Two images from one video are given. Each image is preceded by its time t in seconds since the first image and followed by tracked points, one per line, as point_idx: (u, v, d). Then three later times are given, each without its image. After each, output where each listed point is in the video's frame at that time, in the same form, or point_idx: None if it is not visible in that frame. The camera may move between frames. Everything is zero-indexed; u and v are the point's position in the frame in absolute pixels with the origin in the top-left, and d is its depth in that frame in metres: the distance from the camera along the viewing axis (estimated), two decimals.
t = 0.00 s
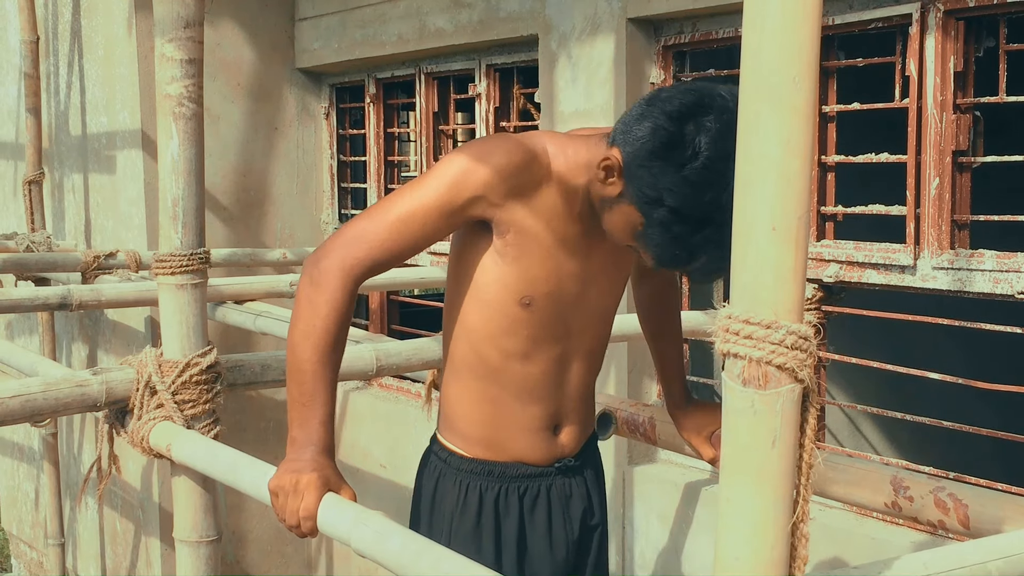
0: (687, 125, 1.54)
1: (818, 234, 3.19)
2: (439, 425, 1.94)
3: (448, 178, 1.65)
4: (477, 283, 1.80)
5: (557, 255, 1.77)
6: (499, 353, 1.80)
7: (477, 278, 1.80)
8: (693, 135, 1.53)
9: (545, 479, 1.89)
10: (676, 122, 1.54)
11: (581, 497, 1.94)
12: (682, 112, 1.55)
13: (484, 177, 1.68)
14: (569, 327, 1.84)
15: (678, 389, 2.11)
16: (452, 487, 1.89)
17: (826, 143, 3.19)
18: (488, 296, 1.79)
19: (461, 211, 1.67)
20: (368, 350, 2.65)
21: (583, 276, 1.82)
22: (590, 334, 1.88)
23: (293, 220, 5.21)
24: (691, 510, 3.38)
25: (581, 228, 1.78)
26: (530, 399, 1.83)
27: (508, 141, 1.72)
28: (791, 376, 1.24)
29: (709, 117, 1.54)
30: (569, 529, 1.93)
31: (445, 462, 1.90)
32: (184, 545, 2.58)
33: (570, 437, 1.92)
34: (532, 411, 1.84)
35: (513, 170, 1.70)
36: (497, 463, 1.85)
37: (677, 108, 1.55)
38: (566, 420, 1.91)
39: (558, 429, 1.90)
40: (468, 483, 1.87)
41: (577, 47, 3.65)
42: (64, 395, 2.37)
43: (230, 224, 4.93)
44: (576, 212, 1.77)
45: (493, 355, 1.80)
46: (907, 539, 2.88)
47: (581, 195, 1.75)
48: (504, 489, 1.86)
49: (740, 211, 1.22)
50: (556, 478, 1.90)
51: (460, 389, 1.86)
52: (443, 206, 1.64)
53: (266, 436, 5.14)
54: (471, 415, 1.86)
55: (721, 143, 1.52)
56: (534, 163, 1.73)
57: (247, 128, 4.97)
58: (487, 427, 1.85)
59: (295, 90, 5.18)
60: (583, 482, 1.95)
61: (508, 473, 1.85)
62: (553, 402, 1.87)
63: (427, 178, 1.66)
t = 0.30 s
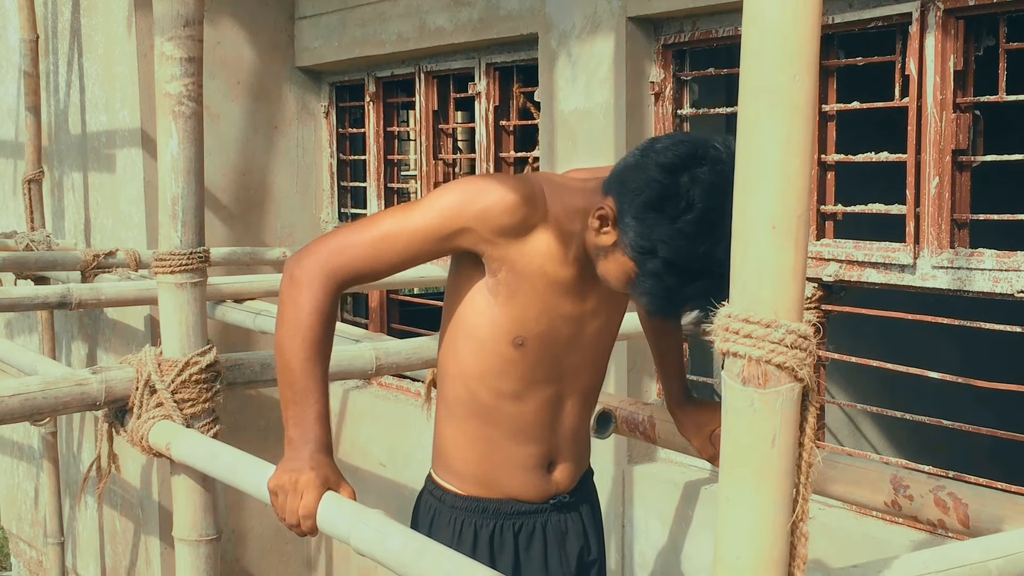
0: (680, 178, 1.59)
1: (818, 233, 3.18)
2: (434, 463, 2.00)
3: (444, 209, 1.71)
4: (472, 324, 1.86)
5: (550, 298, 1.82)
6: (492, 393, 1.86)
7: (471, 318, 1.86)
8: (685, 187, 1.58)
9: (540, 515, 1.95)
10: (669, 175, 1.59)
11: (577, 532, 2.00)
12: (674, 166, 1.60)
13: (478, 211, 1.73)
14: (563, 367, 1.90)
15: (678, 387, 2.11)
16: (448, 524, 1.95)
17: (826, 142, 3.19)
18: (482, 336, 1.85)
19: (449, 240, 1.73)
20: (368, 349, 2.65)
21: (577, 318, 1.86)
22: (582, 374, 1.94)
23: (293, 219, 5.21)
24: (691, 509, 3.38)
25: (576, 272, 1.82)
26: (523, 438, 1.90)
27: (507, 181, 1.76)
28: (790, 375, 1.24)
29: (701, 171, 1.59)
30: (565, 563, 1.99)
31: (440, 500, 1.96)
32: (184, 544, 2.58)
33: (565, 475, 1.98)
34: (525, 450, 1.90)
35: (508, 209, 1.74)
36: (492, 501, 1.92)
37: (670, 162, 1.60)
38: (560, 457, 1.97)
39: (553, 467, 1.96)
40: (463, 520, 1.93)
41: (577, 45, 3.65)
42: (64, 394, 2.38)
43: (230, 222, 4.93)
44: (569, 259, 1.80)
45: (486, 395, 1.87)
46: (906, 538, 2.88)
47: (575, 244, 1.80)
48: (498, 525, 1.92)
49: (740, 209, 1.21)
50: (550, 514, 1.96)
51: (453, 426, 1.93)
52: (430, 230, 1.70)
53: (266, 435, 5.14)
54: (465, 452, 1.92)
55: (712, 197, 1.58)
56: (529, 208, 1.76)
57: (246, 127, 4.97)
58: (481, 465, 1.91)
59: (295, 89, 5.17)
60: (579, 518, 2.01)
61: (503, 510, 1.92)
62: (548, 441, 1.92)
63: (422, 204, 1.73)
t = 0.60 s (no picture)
0: (677, 205, 1.58)
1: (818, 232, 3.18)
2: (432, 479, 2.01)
3: (442, 223, 1.72)
4: (470, 342, 1.86)
5: (548, 316, 1.82)
6: (491, 411, 1.87)
7: (469, 336, 1.86)
8: (681, 214, 1.57)
9: (538, 531, 1.96)
10: (665, 202, 1.58)
11: (575, 548, 2.02)
12: (671, 193, 1.59)
13: (477, 226, 1.73)
14: (561, 385, 1.90)
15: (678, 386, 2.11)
16: (446, 540, 1.96)
17: (826, 141, 3.19)
18: (480, 354, 1.85)
19: (446, 253, 1.73)
20: (368, 348, 2.65)
21: (575, 336, 1.87)
22: (579, 391, 1.94)
23: (293, 218, 5.21)
24: (690, 508, 3.38)
25: (574, 290, 1.82)
26: (520, 456, 1.91)
27: (509, 197, 1.76)
28: (790, 374, 1.24)
29: (696, 197, 1.59)
30: None
31: (438, 517, 1.97)
32: (183, 543, 2.58)
33: (563, 491, 1.99)
34: (523, 468, 1.92)
35: (507, 227, 1.74)
36: (490, 517, 1.93)
37: (665, 189, 1.59)
38: (558, 474, 1.98)
39: (551, 483, 1.97)
40: (461, 536, 1.94)
41: (577, 45, 3.65)
42: (63, 393, 2.38)
43: (230, 222, 4.93)
44: (567, 279, 1.80)
45: (484, 413, 1.88)
46: (906, 537, 2.88)
47: (573, 263, 1.78)
48: (497, 542, 1.93)
49: (739, 209, 1.21)
50: (549, 531, 1.98)
51: (451, 444, 1.94)
52: (427, 241, 1.71)
53: (266, 434, 5.14)
54: (463, 469, 1.93)
55: (708, 226, 1.57)
56: (529, 226, 1.76)
57: (246, 126, 4.97)
58: (479, 482, 1.92)
59: (295, 88, 5.17)
60: (577, 534, 2.03)
61: (501, 526, 1.93)
62: (546, 458, 1.94)
63: (421, 215, 1.74)
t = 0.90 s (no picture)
0: (675, 229, 1.58)
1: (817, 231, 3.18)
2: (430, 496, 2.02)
3: (442, 236, 1.73)
4: (469, 359, 1.87)
5: (547, 336, 1.82)
6: (489, 428, 1.88)
7: (468, 353, 1.87)
8: (680, 238, 1.57)
9: (536, 549, 1.96)
10: (664, 226, 1.58)
11: (573, 566, 2.01)
12: (670, 217, 1.59)
13: (475, 243, 1.74)
14: (559, 404, 1.90)
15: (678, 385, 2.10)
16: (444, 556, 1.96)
17: (825, 140, 3.19)
18: (478, 372, 1.86)
19: (444, 266, 1.75)
20: (368, 347, 2.64)
21: (574, 355, 1.87)
22: (578, 410, 1.94)
23: (293, 217, 5.21)
24: (690, 507, 3.38)
25: (574, 308, 1.81)
26: (518, 474, 1.91)
27: (510, 215, 1.77)
28: (790, 372, 1.24)
29: (694, 222, 1.59)
30: None
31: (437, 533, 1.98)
32: (183, 542, 2.58)
33: (561, 509, 1.99)
34: (521, 486, 1.92)
35: (507, 246, 1.74)
36: (488, 535, 1.93)
37: (664, 213, 1.59)
38: (556, 492, 1.98)
39: (549, 501, 1.97)
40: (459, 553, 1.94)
41: (577, 44, 3.65)
42: (63, 392, 2.38)
43: (229, 221, 4.93)
44: (567, 298, 1.79)
45: (482, 430, 1.88)
46: (906, 536, 2.88)
47: (572, 282, 1.78)
48: (495, 558, 1.93)
49: (739, 208, 1.21)
50: (547, 548, 1.97)
51: (450, 461, 1.94)
52: (425, 253, 1.73)
53: (265, 433, 5.14)
54: (461, 486, 1.94)
55: (707, 251, 1.57)
56: (529, 244, 1.76)
57: (245, 125, 4.97)
58: (477, 499, 1.92)
59: (295, 87, 5.17)
60: (575, 552, 2.02)
61: (498, 544, 1.93)
62: (543, 477, 1.94)
63: (421, 227, 1.75)
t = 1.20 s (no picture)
0: (673, 247, 1.57)
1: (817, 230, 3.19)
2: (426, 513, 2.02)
3: (443, 249, 1.74)
4: (467, 376, 1.87)
5: (546, 353, 1.83)
6: (487, 446, 1.88)
7: (468, 370, 1.87)
8: (678, 256, 1.57)
9: (535, 565, 1.97)
10: (663, 245, 1.57)
11: None
12: (668, 236, 1.58)
13: (476, 258, 1.74)
14: (558, 421, 1.91)
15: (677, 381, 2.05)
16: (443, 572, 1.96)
17: (825, 139, 3.19)
18: (477, 389, 1.86)
19: (443, 280, 1.75)
20: (368, 346, 2.65)
21: (573, 373, 1.87)
22: (577, 427, 1.95)
23: (293, 217, 5.21)
24: (690, 506, 3.38)
25: (573, 326, 1.81)
26: (516, 491, 1.91)
27: (513, 233, 1.77)
28: (790, 371, 1.24)
29: (694, 240, 1.58)
30: None
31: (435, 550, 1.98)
32: (183, 541, 2.58)
33: (559, 527, 2.00)
34: (519, 503, 1.92)
35: (508, 263, 1.75)
36: (486, 552, 1.93)
37: (663, 232, 1.58)
38: (554, 509, 1.98)
39: (547, 518, 1.97)
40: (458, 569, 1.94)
41: (577, 43, 3.65)
42: (63, 391, 2.38)
43: (229, 220, 4.93)
44: (566, 316, 1.80)
45: (481, 447, 1.88)
46: (906, 534, 2.88)
47: (572, 301, 1.78)
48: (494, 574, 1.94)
49: (738, 206, 1.21)
50: (546, 564, 1.98)
51: (447, 478, 1.94)
52: (425, 264, 1.73)
53: (265, 432, 5.14)
54: (458, 503, 1.94)
55: (706, 269, 1.57)
56: (529, 262, 1.76)
57: (245, 124, 4.97)
58: (474, 516, 1.93)
59: (295, 87, 5.17)
60: (574, 568, 2.03)
61: (497, 560, 1.93)
62: (542, 494, 1.94)
63: (424, 238, 1.75)
